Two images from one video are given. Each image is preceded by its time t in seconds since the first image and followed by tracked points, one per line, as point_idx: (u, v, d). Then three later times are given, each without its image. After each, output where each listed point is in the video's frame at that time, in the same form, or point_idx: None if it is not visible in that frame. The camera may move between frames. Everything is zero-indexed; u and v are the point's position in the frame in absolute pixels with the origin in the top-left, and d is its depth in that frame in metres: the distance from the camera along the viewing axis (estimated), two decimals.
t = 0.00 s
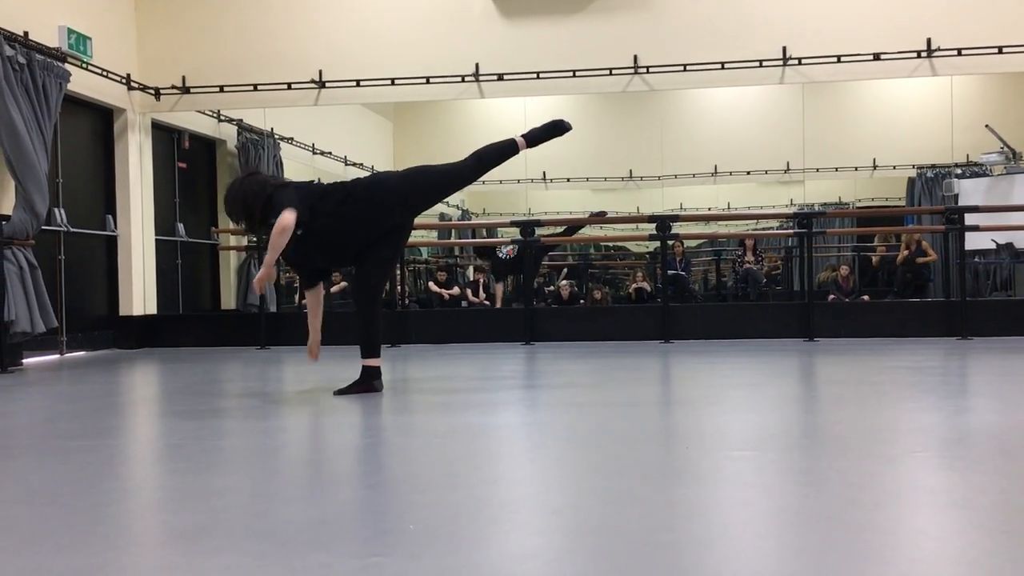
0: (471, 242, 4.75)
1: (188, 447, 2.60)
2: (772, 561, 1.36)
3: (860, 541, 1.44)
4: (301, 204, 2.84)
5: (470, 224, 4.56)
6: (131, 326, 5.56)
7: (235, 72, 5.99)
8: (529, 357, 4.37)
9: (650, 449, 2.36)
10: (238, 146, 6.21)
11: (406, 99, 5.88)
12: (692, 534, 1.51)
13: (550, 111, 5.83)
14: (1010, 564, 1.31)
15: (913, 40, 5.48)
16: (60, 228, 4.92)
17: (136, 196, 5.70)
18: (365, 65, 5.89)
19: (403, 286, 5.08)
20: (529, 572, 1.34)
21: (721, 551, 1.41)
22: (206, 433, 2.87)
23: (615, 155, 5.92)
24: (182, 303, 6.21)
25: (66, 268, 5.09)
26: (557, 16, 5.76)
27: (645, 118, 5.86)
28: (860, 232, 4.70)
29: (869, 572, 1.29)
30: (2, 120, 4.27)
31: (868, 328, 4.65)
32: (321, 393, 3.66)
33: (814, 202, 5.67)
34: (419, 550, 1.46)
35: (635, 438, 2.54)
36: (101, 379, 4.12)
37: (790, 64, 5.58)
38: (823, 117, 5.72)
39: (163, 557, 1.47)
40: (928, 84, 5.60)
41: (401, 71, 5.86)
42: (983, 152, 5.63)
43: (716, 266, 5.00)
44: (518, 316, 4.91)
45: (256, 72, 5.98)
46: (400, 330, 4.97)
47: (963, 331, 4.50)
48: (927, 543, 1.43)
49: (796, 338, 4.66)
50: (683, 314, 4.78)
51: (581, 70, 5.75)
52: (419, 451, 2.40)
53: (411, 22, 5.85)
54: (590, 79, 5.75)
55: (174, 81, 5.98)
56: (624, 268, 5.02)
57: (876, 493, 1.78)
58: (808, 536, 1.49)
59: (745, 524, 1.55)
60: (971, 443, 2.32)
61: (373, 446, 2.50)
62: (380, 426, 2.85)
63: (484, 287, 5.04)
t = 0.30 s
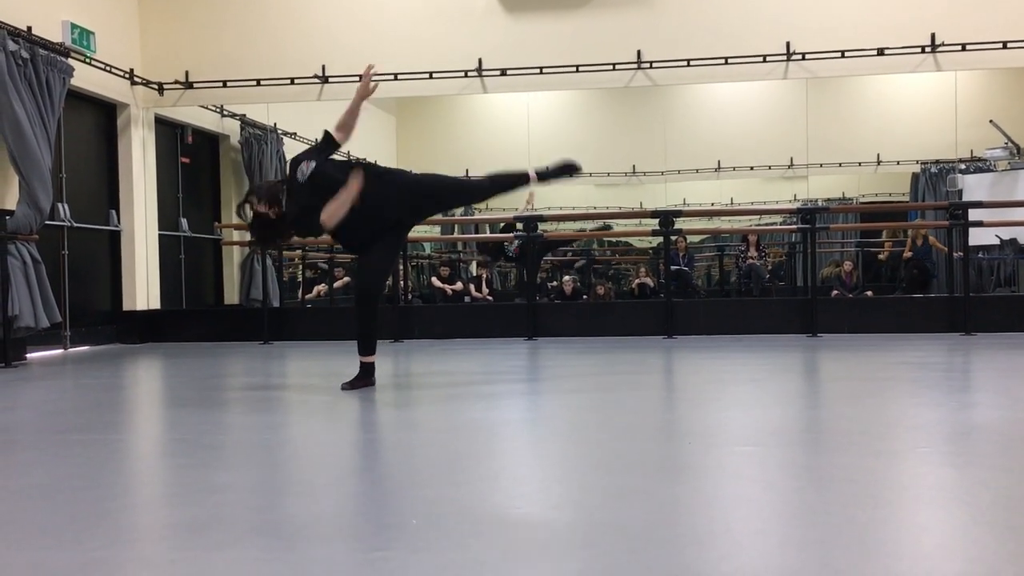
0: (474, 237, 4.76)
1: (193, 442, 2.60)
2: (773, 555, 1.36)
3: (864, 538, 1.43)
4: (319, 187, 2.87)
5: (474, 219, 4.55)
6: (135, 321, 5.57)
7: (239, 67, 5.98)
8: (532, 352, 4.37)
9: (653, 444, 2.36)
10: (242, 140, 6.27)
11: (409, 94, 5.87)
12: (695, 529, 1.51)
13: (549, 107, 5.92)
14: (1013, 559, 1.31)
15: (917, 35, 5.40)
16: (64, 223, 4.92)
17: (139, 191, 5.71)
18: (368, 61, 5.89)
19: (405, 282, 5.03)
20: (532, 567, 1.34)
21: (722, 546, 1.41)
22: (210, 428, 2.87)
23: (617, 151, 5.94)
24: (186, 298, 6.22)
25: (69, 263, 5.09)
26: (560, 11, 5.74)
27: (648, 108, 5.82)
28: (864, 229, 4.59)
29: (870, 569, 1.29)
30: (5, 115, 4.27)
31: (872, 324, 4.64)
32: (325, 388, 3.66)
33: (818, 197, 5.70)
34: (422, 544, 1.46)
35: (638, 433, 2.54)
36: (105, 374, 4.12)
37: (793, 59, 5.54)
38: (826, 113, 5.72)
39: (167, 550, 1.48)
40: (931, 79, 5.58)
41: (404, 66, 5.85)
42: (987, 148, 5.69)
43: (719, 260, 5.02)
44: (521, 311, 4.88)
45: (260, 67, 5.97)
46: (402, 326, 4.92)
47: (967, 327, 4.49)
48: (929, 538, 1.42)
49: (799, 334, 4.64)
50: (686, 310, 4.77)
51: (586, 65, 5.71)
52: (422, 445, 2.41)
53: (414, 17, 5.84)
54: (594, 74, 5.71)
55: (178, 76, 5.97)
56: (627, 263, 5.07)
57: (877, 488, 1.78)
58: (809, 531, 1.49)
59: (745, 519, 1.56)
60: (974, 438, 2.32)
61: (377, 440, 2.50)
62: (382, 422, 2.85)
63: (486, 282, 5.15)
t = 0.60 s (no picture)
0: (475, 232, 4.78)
1: (196, 437, 2.60)
2: (773, 550, 1.36)
3: (865, 534, 1.43)
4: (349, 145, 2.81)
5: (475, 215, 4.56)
6: (137, 317, 5.57)
7: (240, 62, 5.98)
8: (534, 348, 4.37)
9: (655, 440, 2.36)
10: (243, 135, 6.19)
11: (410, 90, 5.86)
12: (696, 525, 1.51)
13: (551, 102, 5.87)
14: (1015, 554, 1.31)
15: (919, 32, 5.48)
16: (66, 218, 4.93)
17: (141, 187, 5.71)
18: (370, 56, 5.89)
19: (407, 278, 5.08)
20: (534, 562, 1.34)
21: (724, 542, 1.41)
22: (213, 423, 2.87)
23: (619, 146, 5.89)
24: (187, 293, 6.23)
25: (71, 259, 5.09)
26: (562, 6, 5.74)
27: (648, 106, 5.81)
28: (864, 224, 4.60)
29: (875, 566, 1.28)
30: (7, 110, 4.28)
31: (874, 320, 4.64)
32: (327, 383, 3.66)
33: (821, 192, 5.63)
34: (424, 539, 1.47)
35: (640, 429, 2.54)
36: (107, 369, 4.13)
37: (796, 54, 5.55)
38: (830, 108, 5.69)
39: (172, 545, 1.48)
40: (933, 75, 5.60)
41: (405, 62, 5.86)
42: (990, 144, 5.62)
43: (721, 257, 4.99)
44: (522, 306, 4.90)
45: (261, 62, 5.97)
46: (405, 321, 4.99)
47: (968, 323, 4.50)
48: (931, 534, 1.43)
49: (801, 330, 4.66)
50: (687, 306, 4.77)
51: (587, 60, 5.74)
52: (424, 440, 2.41)
53: (416, 13, 5.85)
54: (595, 69, 5.75)
55: (180, 72, 5.98)
56: (628, 259, 5.02)
57: (879, 484, 1.78)
58: (810, 527, 1.49)
59: (747, 515, 1.56)
60: (976, 434, 2.32)
61: (379, 436, 2.51)
62: (384, 417, 2.85)
63: (488, 278, 5.07)
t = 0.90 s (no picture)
0: (474, 229, 4.78)
1: (194, 433, 2.60)
2: (772, 548, 1.36)
3: (863, 533, 1.42)
4: (388, 120, 2.88)
5: (474, 211, 4.56)
6: (135, 313, 5.57)
7: (238, 58, 5.97)
8: (533, 345, 4.37)
9: (654, 436, 2.36)
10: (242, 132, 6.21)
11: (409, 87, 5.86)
12: (696, 522, 1.50)
13: (550, 98, 5.86)
14: (1012, 552, 1.31)
15: (916, 30, 5.53)
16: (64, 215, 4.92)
17: (139, 184, 5.70)
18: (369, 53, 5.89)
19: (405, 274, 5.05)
20: (533, 560, 1.34)
21: (722, 539, 1.41)
22: (211, 420, 2.87)
23: (618, 142, 5.84)
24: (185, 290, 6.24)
25: (69, 255, 5.09)
26: (561, 3, 5.81)
27: (647, 102, 5.82)
28: (863, 222, 4.63)
29: (874, 562, 1.28)
30: (5, 105, 4.27)
31: (872, 318, 4.64)
32: (325, 379, 3.66)
33: (819, 190, 5.61)
34: (423, 535, 1.47)
35: (639, 425, 2.54)
36: (105, 365, 4.13)
37: (794, 51, 5.64)
38: (830, 105, 5.67)
39: (169, 542, 1.48)
40: (931, 72, 5.59)
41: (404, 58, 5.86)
42: (987, 141, 5.62)
43: (719, 254, 5.00)
44: (521, 303, 4.90)
45: (259, 58, 5.97)
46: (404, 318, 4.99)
47: (966, 320, 4.50)
48: (928, 530, 1.43)
49: (799, 327, 4.67)
50: (685, 303, 4.77)
51: (586, 57, 5.80)
52: (422, 437, 2.41)
53: (415, 10, 5.87)
54: (594, 66, 5.80)
55: (177, 68, 5.98)
56: (627, 256, 5.00)
57: (876, 481, 1.78)
58: (809, 523, 1.48)
59: (745, 513, 1.55)
60: (975, 431, 2.32)
61: (377, 432, 2.50)
62: (383, 414, 2.85)
63: (486, 274, 5.06)
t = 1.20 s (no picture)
0: (465, 227, 4.78)
1: (183, 430, 2.60)
2: (762, 545, 1.36)
3: (852, 530, 1.43)
4: (408, 116, 2.90)
5: (465, 209, 4.55)
6: (126, 310, 5.56)
7: (229, 54, 5.96)
8: (524, 342, 4.37)
9: (647, 433, 2.36)
10: (233, 128, 6.27)
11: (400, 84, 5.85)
12: (686, 520, 1.50)
13: (541, 95, 5.87)
14: (1001, 551, 1.31)
15: (908, 27, 5.52)
16: (53, 211, 4.91)
17: (129, 180, 5.68)
18: (360, 49, 5.87)
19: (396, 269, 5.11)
20: (523, 557, 1.34)
21: (710, 535, 1.42)
22: (200, 416, 2.86)
23: (609, 140, 5.91)
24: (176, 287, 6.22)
25: (59, 252, 5.07)
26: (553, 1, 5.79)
27: (639, 100, 5.82)
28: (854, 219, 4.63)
29: (862, 559, 1.29)
30: None
31: (862, 315, 4.66)
32: (316, 376, 3.66)
33: (809, 187, 5.67)
34: (413, 532, 1.47)
35: (631, 423, 2.54)
36: (95, 362, 4.12)
37: (785, 49, 5.62)
38: (819, 104, 5.71)
39: (153, 538, 1.48)
40: (922, 70, 5.59)
41: (395, 55, 5.84)
42: (977, 141, 5.64)
43: (710, 251, 4.98)
44: (512, 301, 4.88)
45: (250, 54, 5.95)
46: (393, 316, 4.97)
47: (955, 318, 4.52)
48: (918, 528, 1.43)
49: (789, 325, 4.66)
50: (676, 301, 4.79)
51: (577, 55, 5.79)
52: (413, 434, 2.41)
53: (406, 6, 5.84)
54: (587, 63, 5.79)
55: (168, 64, 5.95)
56: (618, 254, 4.99)
57: (866, 479, 1.78)
58: (800, 520, 1.49)
59: (734, 508, 1.56)
60: (966, 429, 2.33)
61: (368, 430, 2.50)
62: (374, 411, 2.85)
63: (477, 272, 5.07)
